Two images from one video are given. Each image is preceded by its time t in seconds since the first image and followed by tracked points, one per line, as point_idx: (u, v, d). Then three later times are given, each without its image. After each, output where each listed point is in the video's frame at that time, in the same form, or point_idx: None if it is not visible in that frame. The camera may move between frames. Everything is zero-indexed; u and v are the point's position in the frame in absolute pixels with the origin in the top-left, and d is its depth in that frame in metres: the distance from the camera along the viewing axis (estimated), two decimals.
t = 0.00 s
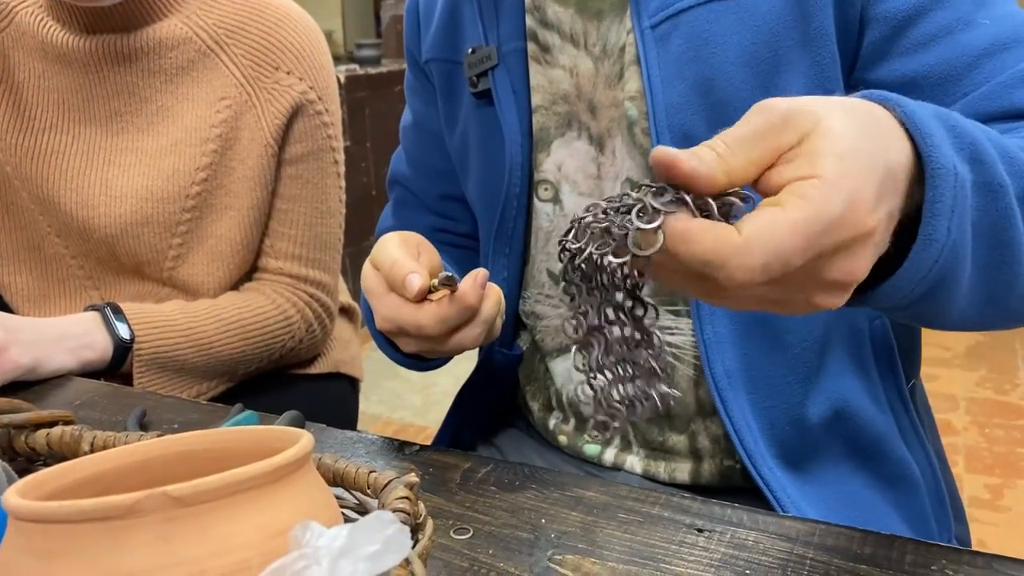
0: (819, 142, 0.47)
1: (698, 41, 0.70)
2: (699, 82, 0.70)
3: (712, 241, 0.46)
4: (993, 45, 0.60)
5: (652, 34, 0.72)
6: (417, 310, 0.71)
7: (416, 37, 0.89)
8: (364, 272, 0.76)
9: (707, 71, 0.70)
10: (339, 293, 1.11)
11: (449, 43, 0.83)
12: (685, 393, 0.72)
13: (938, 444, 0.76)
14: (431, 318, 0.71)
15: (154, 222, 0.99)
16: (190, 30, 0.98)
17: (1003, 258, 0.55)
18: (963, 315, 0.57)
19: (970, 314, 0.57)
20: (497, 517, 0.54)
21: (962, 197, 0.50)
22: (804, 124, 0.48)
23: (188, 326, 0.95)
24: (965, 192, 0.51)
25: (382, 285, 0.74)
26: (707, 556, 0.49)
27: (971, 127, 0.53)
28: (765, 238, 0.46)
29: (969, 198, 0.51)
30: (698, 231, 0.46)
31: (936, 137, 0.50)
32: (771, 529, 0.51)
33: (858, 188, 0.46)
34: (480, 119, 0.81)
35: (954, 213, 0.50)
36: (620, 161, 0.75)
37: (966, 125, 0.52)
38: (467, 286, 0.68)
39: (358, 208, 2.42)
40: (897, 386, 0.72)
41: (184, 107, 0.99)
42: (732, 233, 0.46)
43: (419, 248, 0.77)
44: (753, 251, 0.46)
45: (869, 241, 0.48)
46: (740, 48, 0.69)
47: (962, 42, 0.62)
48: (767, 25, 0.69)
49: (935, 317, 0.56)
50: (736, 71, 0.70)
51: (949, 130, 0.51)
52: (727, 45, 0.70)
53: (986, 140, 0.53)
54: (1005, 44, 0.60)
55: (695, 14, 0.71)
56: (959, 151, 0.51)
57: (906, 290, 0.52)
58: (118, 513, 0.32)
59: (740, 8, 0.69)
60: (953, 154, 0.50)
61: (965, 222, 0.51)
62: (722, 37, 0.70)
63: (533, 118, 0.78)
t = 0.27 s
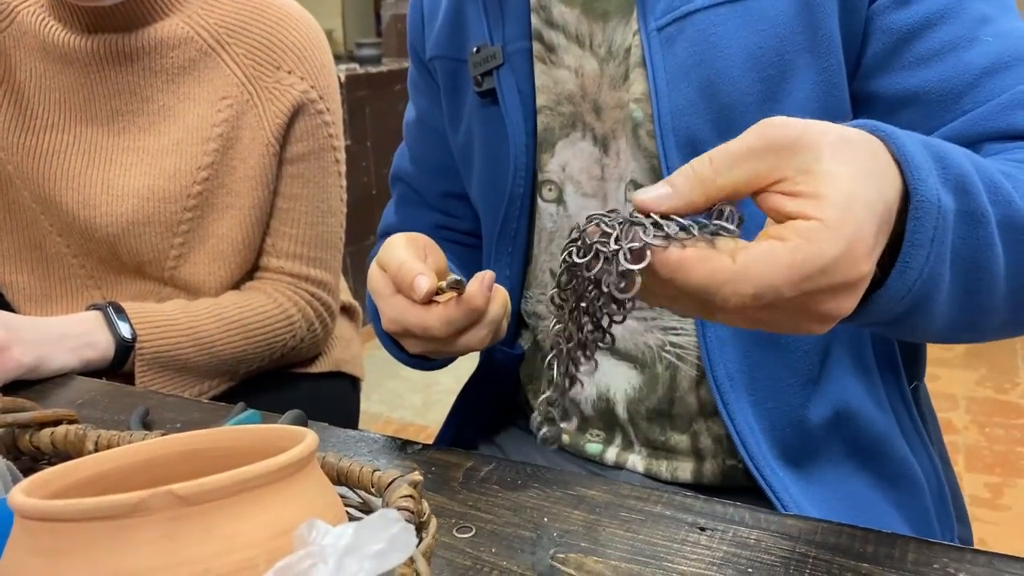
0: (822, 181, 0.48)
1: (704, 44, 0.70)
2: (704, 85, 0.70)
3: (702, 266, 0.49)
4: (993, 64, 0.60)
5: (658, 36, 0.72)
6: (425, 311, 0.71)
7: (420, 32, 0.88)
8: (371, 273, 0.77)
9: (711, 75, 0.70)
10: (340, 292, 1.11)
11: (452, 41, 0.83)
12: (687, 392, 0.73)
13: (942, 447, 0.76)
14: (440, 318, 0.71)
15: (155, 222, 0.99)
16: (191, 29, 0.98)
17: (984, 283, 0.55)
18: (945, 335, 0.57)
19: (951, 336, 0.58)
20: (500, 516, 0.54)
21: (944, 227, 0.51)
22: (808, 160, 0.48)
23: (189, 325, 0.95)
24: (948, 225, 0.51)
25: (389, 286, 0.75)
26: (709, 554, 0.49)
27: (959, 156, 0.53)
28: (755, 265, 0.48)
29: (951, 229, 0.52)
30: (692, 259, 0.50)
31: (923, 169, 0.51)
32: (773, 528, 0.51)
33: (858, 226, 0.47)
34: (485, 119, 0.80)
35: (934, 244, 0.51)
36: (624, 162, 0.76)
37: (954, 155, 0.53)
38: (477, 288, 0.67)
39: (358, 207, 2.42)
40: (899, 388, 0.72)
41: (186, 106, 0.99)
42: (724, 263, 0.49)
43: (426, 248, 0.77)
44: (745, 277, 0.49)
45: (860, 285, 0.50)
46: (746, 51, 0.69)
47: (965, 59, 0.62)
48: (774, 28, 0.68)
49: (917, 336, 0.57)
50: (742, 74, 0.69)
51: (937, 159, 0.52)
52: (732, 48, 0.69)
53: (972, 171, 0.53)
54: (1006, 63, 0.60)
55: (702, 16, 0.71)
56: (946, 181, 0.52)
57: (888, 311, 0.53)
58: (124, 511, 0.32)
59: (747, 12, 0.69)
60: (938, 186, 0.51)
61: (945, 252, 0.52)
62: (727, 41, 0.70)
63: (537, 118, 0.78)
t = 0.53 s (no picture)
0: (836, 198, 0.50)
1: (710, 47, 0.70)
2: (710, 87, 0.70)
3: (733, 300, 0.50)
4: (998, 71, 0.61)
5: (663, 37, 0.72)
6: (430, 314, 0.71)
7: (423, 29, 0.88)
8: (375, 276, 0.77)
9: (717, 77, 0.70)
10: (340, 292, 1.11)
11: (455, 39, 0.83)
12: (688, 392, 0.73)
13: (942, 447, 0.76)
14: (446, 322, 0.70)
15: (156, 221, 0.99)
16: (192, 29, 0.98)
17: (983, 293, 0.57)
18: (946, 343, 0.59)
19: (954, 344, 0.60)
20: (501, 514, 0.54)
21: (945, 238, 0.53)
22: (822, 176, 0.51)
23: (190, 324, 0.95)
24: (949, 238, 0.53)
25: (393, 288, 0.74)
26: (711, 553, 0.49)
27: (963, 169, 0.55)
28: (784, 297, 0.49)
29: (952, 240, 0.54)
30: (723, 291, 0.50)
31: (926, 183, 0.52)
32: (775, 527, 0.51)
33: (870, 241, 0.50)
34: (488, 117, 0.80)
35: (935, 256, 0.53)
36: (628, 163, 0.76)
37: (956, 166, 0.55)
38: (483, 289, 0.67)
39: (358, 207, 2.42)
40: (899, 387, 0.72)
41: (186, 106, 0.99)
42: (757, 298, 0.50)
43: (429, 250, 0.77)
44: (776, 314, 0.49)
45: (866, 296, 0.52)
46: (752, 52, 0.69)
47: (969, 67, 0.62)
48: (779, 30, 0.68)
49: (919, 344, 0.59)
50: (746, 77, 0.69)
51: (940, 172, 0.54)
52: (737, 50, 0.69)
53: (976, 184, 0.55)
54: (1012, 70, 0.60)
55: (708, 17, 0.71)
56: (949, 194, 0.54)
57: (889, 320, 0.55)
58: (127, 510, 0.32)
59: (752, 15, 0.69)
60: (940, 199, 0.53)
61: (946, 263, 0.54)
62: (732, 42, 0.70)
63: (541, 118, 0.78)
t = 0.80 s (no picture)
0: (833, 219, 0.51)
1: (710, 48, 0.71)
2: (710, 89, 0.70)
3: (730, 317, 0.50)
4: (995, 83, 0.61)
5: (664, 38, 0.72)
6: (501, 262, 0.60)
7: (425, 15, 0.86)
8: (424, 218, 0.66)
9: (716, 79, 0.70)
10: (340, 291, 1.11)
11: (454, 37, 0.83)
12: (687, 391, 0.73)
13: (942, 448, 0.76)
14: (520, 269, 0.59)
15: (155, 220, 0.99)
16: (190, 28, 0.98)
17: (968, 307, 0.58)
18: (934, 356, 0.60)
19: (944, 356, 0.61)
20: (500, 514, 0.54)
21: (934, 260, 0.54)
22: (820, 199, 0.51)
23: (189, 324, 0.95)
24: (937, 257, 0.54)
25: (446, 238, 0.64)
26: (710, 553, 0.49)
27: (955, 190, 0.55)
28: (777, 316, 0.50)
29: (941, 259, 0.55)
30: (720, 308, 0.50)
31: (918, 207, 0.53)
32: (773, 526, 0.51)
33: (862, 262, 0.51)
34: (487, 111, 0.81)
35: (924, 275, 0.54)
36: (627, 163, 0.75)
37: (948, 186, 0.55)
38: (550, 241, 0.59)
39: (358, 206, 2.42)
40: (899, 388, 0.72)
41: (185, 105, 0.99)
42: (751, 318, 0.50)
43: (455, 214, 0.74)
44: (769, 333, 0.50)
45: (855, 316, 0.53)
46: (752, 56, 0.69)
47: (967, 78, 0.63)
48: (781, 33, 0.68)
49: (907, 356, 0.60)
50: (746, 79, 0.69)
51: (932, 194, 0.54)
52: (739, 52, 0.69)
53: (967, 205, 0.55)
54: (1008, 82, 0.61)
55: (710, 19, 0.71)
56: (940, 215, 0.54)
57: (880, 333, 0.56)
58: (125, 510, 0.32)
59: (754, 18, 0.69)
60: (932, 221, 0.53)
61: (934, 283, 0.55)
62: (733, 44, 0.70)
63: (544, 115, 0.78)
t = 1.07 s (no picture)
0: (839, 207, 0.50)
1: (718, 42, 0.70)
2: (716, 86, 0.70)
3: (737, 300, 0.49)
4: (997, 82, 0.62)
5: (668, 33, 0.72)
6: (630, 179, 0.55)
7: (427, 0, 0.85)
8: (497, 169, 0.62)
9: (722, 76, 0.70)
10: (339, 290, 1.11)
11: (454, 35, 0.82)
12: (689, 389, 0.73)
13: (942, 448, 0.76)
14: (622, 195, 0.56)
15: (153, 219, 0.99)
16: (189, 26, 0.98)
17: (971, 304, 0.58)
18: (936, 353, 0.60)
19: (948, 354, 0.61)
20: (498, 513, 0.54)
21: (939, 253, 0.54)
22: (827, 186, 0.51)
23: (188, 323, 0.95)
24: (941, 251, 0.54)
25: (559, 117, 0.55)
26: (710, 552, 0.49)
27: (958, 184, 0.56)
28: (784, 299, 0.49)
29: (945, 254, 0.55)
30: (728, 292, 0.49)
31: (923, 198, 0.53)
32: (773, 525, 0.51)
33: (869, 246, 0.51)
34: (492, 107, 0.81)
35: (928, 269, 0.54)
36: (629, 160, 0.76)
37: (953, 183, 0.55)
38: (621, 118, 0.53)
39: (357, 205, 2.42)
40: (901, 386, 0.72)
41: (184, 103, 0.98)
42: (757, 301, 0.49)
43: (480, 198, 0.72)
44: (778, 317, 0.49)
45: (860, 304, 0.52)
46: (759, 52, 0.69)
47: (968, 76, 0.63)
48: (787, 29, 0.68)
49: (907, 353, 0.60)
50: (752, 76, 0.69)
51: (937, 188, 0.55)
52: (744, 49, 0.69)
53: (971, 199, 0.56)
54: (1009, 81, 0.61)
55: (716, 14, 0.71)
56: (944, 208, 0.55)
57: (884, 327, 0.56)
58: (122, 509, 0.32)
59: (761, 12, 0.69)
60: (936, 214, 0.54)
61: (938, 277, 0.55)
62: (739, 40, 0.70)
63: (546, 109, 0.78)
